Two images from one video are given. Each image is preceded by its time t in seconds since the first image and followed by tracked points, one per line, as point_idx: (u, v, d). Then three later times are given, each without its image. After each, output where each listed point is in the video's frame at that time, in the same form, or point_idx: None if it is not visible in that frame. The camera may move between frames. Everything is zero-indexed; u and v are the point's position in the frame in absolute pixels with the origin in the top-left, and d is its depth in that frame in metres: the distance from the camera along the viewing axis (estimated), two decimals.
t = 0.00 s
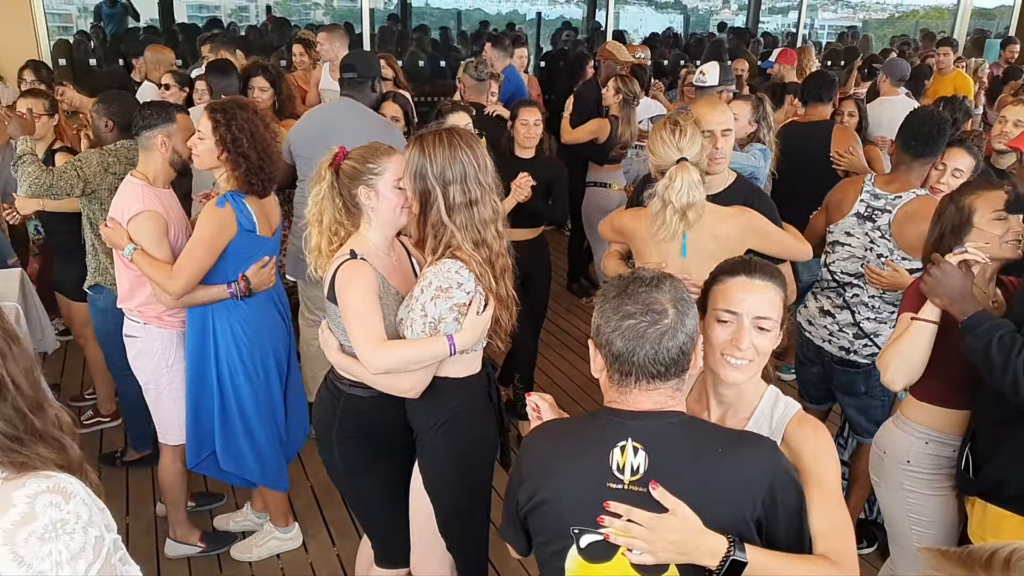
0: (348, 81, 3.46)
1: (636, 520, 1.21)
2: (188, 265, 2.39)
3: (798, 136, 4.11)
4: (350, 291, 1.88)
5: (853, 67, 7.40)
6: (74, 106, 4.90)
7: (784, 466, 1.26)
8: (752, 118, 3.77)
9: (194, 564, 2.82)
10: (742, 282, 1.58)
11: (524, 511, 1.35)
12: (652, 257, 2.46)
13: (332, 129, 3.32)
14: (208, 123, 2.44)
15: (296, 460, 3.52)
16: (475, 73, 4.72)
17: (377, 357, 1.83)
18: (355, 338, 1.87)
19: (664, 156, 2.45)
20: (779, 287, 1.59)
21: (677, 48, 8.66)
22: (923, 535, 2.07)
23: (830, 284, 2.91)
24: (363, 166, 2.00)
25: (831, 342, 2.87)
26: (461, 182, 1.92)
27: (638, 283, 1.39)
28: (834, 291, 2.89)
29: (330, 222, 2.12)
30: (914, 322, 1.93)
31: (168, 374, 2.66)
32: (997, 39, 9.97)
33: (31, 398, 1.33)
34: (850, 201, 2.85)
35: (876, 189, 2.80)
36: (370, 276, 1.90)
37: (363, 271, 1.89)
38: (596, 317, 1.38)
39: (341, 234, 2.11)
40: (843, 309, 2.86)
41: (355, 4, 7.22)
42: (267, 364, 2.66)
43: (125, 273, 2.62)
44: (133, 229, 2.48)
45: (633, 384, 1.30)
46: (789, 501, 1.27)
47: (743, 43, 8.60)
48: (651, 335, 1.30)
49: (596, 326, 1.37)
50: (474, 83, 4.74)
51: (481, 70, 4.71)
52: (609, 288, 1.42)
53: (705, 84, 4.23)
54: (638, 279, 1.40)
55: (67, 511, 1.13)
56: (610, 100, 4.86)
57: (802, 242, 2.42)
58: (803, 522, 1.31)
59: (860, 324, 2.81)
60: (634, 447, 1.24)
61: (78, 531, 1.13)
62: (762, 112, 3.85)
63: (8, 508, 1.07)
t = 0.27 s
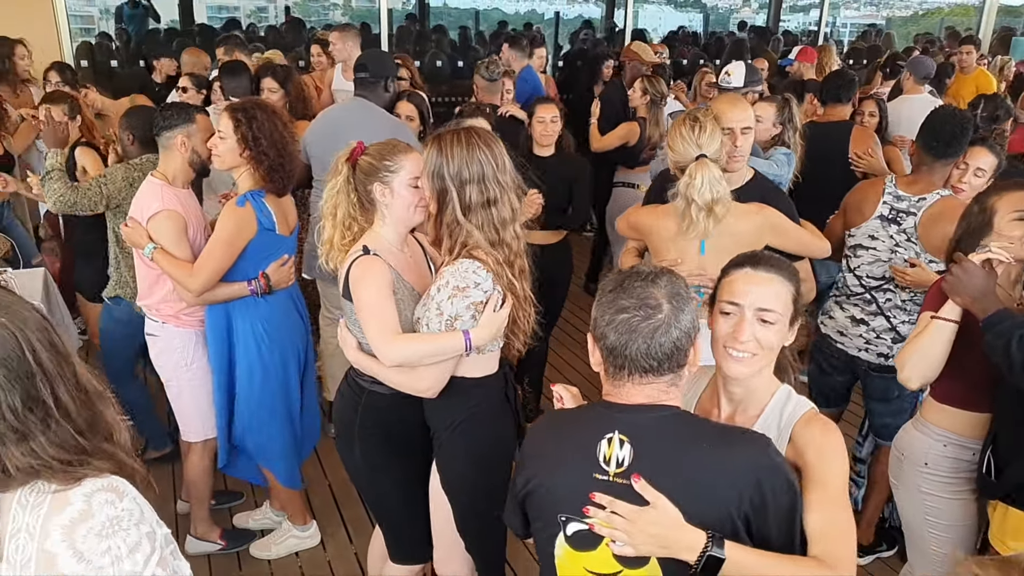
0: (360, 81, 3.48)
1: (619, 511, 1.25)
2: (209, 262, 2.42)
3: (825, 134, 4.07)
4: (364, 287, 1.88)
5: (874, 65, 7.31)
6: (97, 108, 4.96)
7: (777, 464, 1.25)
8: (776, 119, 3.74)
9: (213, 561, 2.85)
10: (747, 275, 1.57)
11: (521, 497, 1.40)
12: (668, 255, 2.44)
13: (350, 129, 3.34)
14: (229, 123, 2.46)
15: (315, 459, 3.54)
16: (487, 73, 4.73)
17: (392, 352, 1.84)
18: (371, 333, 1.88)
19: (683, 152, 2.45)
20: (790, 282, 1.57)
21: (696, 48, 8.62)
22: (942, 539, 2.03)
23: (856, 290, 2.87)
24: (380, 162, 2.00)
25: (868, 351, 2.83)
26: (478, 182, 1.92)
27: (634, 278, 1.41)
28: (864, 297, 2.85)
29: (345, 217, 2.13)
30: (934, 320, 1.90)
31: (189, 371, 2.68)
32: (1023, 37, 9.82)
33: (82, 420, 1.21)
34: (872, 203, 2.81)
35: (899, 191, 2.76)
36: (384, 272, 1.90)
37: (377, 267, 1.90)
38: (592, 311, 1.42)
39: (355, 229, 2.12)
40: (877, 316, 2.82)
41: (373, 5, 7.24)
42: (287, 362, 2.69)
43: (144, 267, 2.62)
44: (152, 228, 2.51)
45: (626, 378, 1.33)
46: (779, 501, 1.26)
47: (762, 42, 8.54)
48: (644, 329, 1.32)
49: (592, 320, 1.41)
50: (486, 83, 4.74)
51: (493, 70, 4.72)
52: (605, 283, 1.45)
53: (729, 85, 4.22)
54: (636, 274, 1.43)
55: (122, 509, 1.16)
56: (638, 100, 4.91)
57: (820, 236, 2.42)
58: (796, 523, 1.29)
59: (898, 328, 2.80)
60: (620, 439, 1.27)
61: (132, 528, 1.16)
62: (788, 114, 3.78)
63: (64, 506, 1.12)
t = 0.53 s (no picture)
0: (371, 94, 3.50)
1: (589, 514, 1.27)
2: (225, 272, 2.43)
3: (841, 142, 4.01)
4: (378, 299, 1.89)
5: (892, 71, 7.25)
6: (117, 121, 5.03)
7: (752, 479, 1.25)
8: (795, 129, 3.71)
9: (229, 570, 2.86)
10: (739, 291, 1.56)
11: (507, 493, 1.45)
12: (672, 258, 2.44)
13: (362, 140, 3.35)
14: (248, 137, 2.49)
15: (330, 468, 3.55)
16: (496, 84, 4.74)
17: (406, 363, 1.83)
18: (384, 344, 1.87)
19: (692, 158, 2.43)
20: (788, 300, 1.55)
21: (710, 55, 8.59)
22: (960, 556, 2.01)
23: (879, 301, 2.86)
24: (392, 176, 2.00)
25: (905, 366, 2.80)
26: (489, 194, 1.92)
27: (622, 286, 1.46)
28: (888, 309, 2.83)
29: (363, 232, 2.12)
30: (949, 330, 1.88)
31: (208, 381, 2.70)
32: None
33: (121, 426, 1.22)
34: (889, 212, 2.78)
35: (916, 199, 2.73)
36: (396, 284, 1.91)
37: (389, 279, 1.90)
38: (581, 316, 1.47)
39: (372, 244, 2.11)
40: (907, 328, 2.79)
41: (389, 15, 7.33)
42: (300, 374, 2.70)
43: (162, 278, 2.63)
44: (170, 239, 2.53)
45: (609, 383, 1.38)
46: (751, 514, 1.26)
47: (778, 48, 8.49)
48: (627, 337, 1.36)
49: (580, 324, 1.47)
50: (495, 95, 4.75)
51: (502, 81, 4.73)
52: (595, 289, 1.50)
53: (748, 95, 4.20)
54: (625, 282, 1.46)
55: (154, 530, 1.14)
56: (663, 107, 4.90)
57: (832, 248, 2.38)
58: (768, 537, 1.30)
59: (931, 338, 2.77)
60: (598, 444, 1.30)
61: (163, 550, 1.15)
62: (807, 124, 3.74)
63: (98, 528, 1.09)
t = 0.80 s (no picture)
0: (407, 101, 3.54)
1: (594, 519, 1.31)
2: (262, 270, 2.47)
3: (883, 156, 3.92)
4: (416, 308, 1.90)
5: (939, 85, 7.09)
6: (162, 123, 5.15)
7: (759, 499, 1.25)
8: (837, 143, 3.65)
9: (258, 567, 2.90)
10: (752, 312, 1.54)
11: (519, 487, 1.49)
12: (698, 265, 2.42)
13: (398, 145, 3.38)
14: (287, 141, 2.53)
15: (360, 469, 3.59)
16: (529, 92, 4.76)
17: (443, 375, 1.84)
18: (420, 353, 1.88)
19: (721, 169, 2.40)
20: (800, 325, 1.52)
21: (750, 65, 8.51)
22: None
23: (925, 319, 2.82)
24: (430, 184, 2.01)
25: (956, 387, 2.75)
26: (525, 203, 1.94)
27: (645, 294, 1.45)
28: (933, 328, 2.80)
29: (400, 241, 2.11)
30: (988, 353, 1.84)
31: (250, 379, 2.75)
32: None
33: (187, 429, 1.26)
34: (933, 229, 2.72)
35: (962, 217, 2.66)
36: (433, 293, 1.92)
37: (427, 289, 1.91)
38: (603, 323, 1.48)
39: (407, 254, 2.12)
40: (957, 347, 2.75)
41: (429, 20, 7.34)
42: (330, 377, 2.72)
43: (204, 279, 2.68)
44: (212, 239, 2.58)
45: (626, 392, 1.38)
46: (754, 533, 1.26)
47: (820, 59, 8.38)
48: (645, 347, 1.36)
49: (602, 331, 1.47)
50: (527, 102, 4.77)
51: (535, 89, 4.75)
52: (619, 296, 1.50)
53: (789, 107, 4.14)
54: (649, 291, 1.46)
55: (210, 524, 1.24)
56: (704, 119, 4.83)
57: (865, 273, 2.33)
58: (770, 557, 1.29)
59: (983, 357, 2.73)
60: (608, 451, 1.32)
61: (217, 545, 1.24)
62: (851, 138, 3.67)
63: (159, 517, 1.19)
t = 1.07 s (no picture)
0: (434, 104, 3.57)
1: (603, 525, 1.32)
2: (293, 272, 2.49)
3: (911, 160, 3.88)
4: (438, 317, 1.90)
5: (973, 87, 6.94)
6: (192, 126, 5.22)
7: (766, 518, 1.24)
8: (865, 147, 3.59)
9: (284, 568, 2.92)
10: (774, 319, 1.53)
11: (529, 487, 1.49)
12: (727, 274, 2.40)
13: (426, 149, 3.40)
14: (312, 145, 2.55)
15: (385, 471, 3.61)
16: (553, 94, 4.75)
17: (465, 386, 1.85)
18: (444, 363, 1.89)
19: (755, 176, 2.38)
20: (822, 333, 1.51)
21: (778, 68, 8.42)
22: None
23: (958, 326, 2.79)
24: (455, 188, 2.02)
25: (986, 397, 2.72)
26: (553, 209, 1.93)
27: (662, 303, 1.44)
28: (964, 334, 2.77)
29: (422, 242, 2.14)
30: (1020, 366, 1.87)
31: (276, 382, 2.77)
32: None
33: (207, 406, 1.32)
34: (966, 234, 2.65)
35: (997, 222, 2.59)
36: (457, 303, 1.92)
37: (451, 297, 1.91)
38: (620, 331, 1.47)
39: (430, 255, 2.14)
40: (988, 355, 2.72)
41: (456, 24, 7.39)
42: (357, 381, 2.74)
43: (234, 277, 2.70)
44: (243, 241, 2.60)
45: (641, 400, 1.37)
46: (761, 551, 1.25)
47: (850, 62, 8.28)
48: (661, 356, 1.36)
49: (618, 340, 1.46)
50: (551, 104, 4.76)
51: (559, 91, 4.74)
52: (636, 304, 1.49)
53: (817, 110, 4.08)
54: (666, 299, 1.45)
55: (241, 505, 1.29)
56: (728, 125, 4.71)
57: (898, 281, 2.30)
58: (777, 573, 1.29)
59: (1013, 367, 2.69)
60: (621, 458, 1.32)
61: (249, 523, 1.29)
62: (880, 142, 3.61)
63: (195, 503, 1.24)
